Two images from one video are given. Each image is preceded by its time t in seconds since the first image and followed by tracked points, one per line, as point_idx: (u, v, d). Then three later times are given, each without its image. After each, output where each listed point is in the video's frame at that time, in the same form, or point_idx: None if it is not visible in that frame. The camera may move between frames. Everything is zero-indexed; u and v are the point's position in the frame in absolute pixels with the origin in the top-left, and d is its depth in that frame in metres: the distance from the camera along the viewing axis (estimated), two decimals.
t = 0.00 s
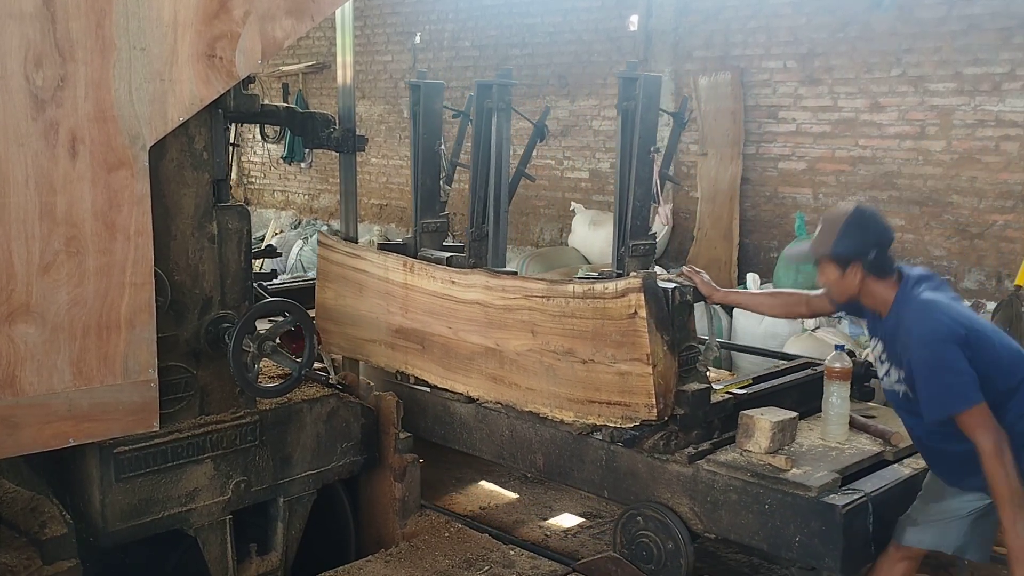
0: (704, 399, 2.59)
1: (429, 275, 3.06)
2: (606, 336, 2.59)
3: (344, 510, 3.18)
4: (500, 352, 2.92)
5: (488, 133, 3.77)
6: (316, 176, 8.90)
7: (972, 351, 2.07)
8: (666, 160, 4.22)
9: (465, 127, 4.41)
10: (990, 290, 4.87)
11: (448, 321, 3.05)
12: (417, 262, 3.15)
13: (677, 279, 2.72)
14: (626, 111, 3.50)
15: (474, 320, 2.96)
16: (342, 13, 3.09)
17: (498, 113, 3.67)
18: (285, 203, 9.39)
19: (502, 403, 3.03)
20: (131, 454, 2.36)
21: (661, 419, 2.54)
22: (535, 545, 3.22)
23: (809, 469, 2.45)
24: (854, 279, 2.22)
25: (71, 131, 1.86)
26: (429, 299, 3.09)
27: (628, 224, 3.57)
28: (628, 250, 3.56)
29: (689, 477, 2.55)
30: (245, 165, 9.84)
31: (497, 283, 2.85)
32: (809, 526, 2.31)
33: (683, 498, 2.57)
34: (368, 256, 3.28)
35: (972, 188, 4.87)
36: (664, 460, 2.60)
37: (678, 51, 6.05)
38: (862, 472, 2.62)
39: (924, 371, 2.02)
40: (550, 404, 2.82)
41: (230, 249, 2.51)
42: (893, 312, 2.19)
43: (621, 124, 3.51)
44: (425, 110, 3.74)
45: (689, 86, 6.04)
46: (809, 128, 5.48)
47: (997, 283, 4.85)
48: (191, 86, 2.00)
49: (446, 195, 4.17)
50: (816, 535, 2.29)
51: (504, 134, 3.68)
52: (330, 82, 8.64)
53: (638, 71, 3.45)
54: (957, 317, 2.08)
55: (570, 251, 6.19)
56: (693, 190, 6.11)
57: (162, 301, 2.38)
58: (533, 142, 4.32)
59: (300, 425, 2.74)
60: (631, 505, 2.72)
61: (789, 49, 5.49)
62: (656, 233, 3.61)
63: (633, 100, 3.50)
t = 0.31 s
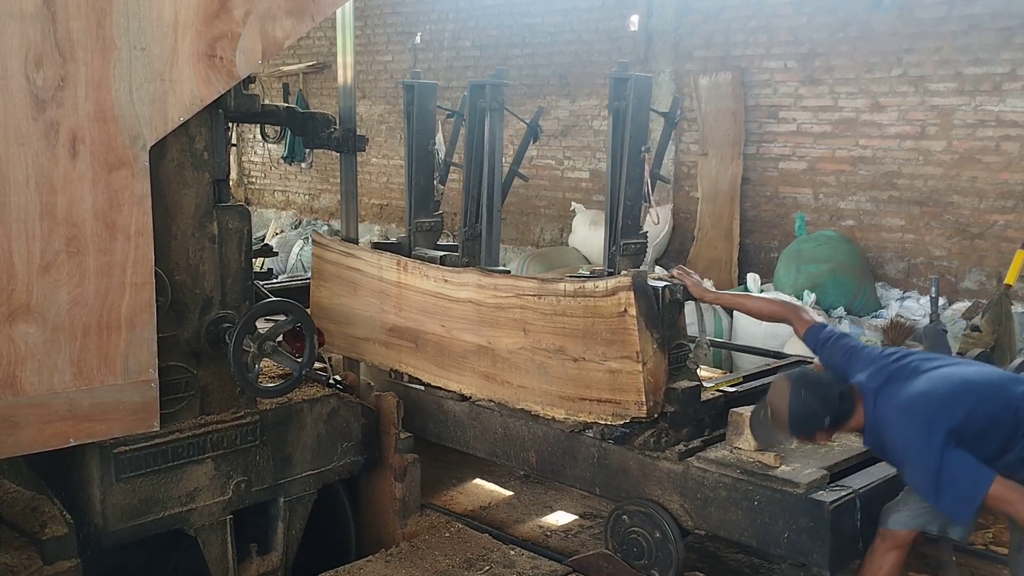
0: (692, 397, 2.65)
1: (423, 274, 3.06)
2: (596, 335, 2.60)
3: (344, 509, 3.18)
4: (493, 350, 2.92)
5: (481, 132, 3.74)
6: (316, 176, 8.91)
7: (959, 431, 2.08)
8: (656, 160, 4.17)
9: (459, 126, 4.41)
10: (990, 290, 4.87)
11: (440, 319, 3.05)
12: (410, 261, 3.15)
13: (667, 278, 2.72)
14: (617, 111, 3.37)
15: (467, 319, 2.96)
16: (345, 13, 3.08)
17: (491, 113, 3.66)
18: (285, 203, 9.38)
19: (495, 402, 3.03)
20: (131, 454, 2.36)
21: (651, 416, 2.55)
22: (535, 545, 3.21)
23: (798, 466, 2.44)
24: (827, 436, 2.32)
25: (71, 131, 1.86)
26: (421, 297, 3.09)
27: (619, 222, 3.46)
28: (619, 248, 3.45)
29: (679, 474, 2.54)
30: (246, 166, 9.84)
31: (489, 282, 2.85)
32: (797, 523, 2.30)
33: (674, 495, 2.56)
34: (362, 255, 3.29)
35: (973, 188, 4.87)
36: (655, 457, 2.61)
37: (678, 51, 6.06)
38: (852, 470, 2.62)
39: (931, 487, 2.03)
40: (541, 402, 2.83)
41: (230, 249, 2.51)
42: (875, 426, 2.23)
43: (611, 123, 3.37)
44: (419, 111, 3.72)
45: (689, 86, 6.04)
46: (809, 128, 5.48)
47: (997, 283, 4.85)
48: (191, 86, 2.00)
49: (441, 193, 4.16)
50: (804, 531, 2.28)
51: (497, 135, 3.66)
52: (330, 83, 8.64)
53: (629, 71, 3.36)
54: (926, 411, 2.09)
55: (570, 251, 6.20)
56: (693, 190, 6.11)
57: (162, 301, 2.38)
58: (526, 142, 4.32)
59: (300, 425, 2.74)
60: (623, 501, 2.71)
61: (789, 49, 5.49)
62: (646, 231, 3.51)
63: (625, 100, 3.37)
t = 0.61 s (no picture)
0: (682, 395, 2.64)
1: (415, 274, 3.06)
2: (585, 333, 2.61)
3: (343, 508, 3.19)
4: (484, 348, 2.92)
5: (473, 134, 3.73)
6: (316, 176, 8.91)
7: (940, 457, 2.20)
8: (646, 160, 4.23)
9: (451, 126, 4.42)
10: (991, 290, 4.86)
11: (432, 318, 3.05)
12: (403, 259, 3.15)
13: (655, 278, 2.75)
14: (606, 111, 3.46)
15: (457, 317, 2.96)
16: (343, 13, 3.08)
17: (483, 113, 3.68)
18: (286, 203, 9.37)
19: (487, 399, 3.04)
20: (132, 454, 2.36)
21: (639, 413, 2.58)
22: (535, 544, 3.22)
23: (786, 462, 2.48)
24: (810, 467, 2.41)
25: (71, 131, 1.86)
26: (414, 297, 3.09)
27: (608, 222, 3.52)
28: (608, 247, 3.51)
29: (668, 471, 2.59)
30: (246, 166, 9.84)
31: (480, 281, 2.86)
32: (783, 519, 2.34)
33: (662, 491, 2.61)
34: (355, 255, 3.29)
35: (973, 188, 4.87)
36: (644, 454, 2.64)
37: (679, 52, 6.05)
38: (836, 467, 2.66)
39: (920, 515, 2.15)
40: (531, 399, 2.84)
41: (230, 250, 2.51)
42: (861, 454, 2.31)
43: (602, 123, 3.47)
44: (412, 110, 3.73)
45: (689, 87, 6.04)
46: (810, 128, 5.48)
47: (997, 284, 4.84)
48: (191, 86, 2.00)
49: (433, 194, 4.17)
50: (790, 527, 2.33)
51: (489, 134, 3.69)
52: (330, 83, 8.65)
53: (619, 72, 3.44)
54: (911, 443, 2.19)
55: (571, 251, 6.20)
56: (694, 190, 6.11)
57: (162, 302, 2.38)
58: (519, 142, 4.32)
59: (301, 425, 2.74)
60: (611, 497, 2.76)
61: (789, 49, 5.49)
62: (635, 232, 3.57)
63: (614, 100, 3.46)
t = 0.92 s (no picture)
0: (670, 392, 2.71)
1: (408, 273, 3.03)
2: (574, 331, 2.61)
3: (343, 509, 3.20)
4: (475, 346, 2.92)
5: (465, 134, 3.74)
6: (316, 176, 8.92)
7: (927, 439, 2.20)
8: (635, 160, 4.24)
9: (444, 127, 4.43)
10: (991, 291, 4.86)
11: (424, 316, 3.04)
12: (395, 258, 3.13)
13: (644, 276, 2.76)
14: (596, 111, 3.53)
15: (449, 316, 2.95)
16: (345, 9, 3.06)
17: (475, 113, 3.68)
18: (286, 203, 9.37)
19: (479, 398, 3.06)
20: (132, 454, 2.36)
21: (628, 410, 2.58)
22: (535, 544, 3.23)
23: (772, 460, 2.51)
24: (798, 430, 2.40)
25: (71, 131, 1.86)
26: (407, 295, 3.07)
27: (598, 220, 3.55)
28: (598, 246, 3.53)
29: (657, 467, 2.61)
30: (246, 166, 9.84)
31: (472, 280, 2.84)
32: (770, 515, 2.37)
33: (652, 488, 2.64)
34: (348, 254, 3.25)
35: (973, 189, 4.87)
36: (633, 451, 2.67)
37: (679, 52, 6.06)
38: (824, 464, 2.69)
39: (902, 490, 2.15)
40: (522, 396, 2.84)
41: (230, 250, 2.51)
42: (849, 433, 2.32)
43: (592, 126, 3.54)
44: (405, 111, 3.75)
45: (689, 87, 6.05)
46: (810, 128, 5.48)
47: (997, 284, 4.83)
48: (191, 86, 2.00)
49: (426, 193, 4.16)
50: (777, 523, 2.36)
51: (481, 134, 3.70)
52: (331, 83, 8.65)
53: (609, 73, 3.47)
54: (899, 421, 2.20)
55: (570, 251, 6.20)
56: (693, 190, 6.11)
57: (162, 302, 2.38)
58: (511, 142, 4.32)
59: (301, 425, 2.74)
60: (602, 494, 2.79)
61: (790, 49, 5.49)
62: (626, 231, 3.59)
63: (604, 101, 3.52)
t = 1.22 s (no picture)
0: (660, 390, 2.67)
1: (399, 271, 3.05)
2: (563, 329, 2.62)
3: (343, 509, 3.20)
4: (466, 344, 2.92)
5: (456, 134, 3.74)
6: (316, 176, 8.92)
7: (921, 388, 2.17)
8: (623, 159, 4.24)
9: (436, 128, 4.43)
10: (991, 291, 4.85)
11: (416, 315, 3.05)
12: (387, 257, 3.14)
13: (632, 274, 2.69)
14: (586, 112, 3.52)
15: (440, 314, 2.96)
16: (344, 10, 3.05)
17: (466, 113, 3.67)
18: (286, 203, 9.37)
19: (470, 395, 3.04)
20: (132, 455, 2.36)
21: (615, 408, 2.59)
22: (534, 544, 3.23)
23: (759, 457, 2.48)
24: (801, 324, 2.32)
25: (72, 131, 1.86)
26: (399, 294, 3.09)
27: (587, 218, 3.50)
28: (587, 245, 3.49)
29: (646, 465, 2.59)
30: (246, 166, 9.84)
31: (462, 279, 2.85)
32: (756, 511, 2.35)
33: (641, 484, 2.61)
34: (341, 253, 3.29)
35: (974, 189, 4.87)
36: (623, 448, 2.64)
37: (679, 52, 6.06)
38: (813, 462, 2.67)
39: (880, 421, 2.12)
40: (512, 394, 2.84)
41: (230, 250, 2.51)
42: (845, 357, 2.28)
43: (581, 125, 3.53)
44: (397, 111, 3.74)
45: (689, 87, 6.05)
46: (810, 129, 5.48)
47: (998, 284, 4.83)
48: (191, 87, 2.00)
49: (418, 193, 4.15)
50: (763, 519, 2.34)
51: (472, 135, 3.67)
52: (331, 83, 8.65)
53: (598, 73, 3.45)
54: (902, 359, 2.17)
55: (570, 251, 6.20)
56: (694, 190, 6.11)
57: (163, 302, 2.38)
58: (502, 142, 4.31)
59: (301, 426, 2.74)
60: (591, 492, 2.76)
61: (790, 49, 5.49)
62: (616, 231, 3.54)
63: (593, 101, 3.51)
